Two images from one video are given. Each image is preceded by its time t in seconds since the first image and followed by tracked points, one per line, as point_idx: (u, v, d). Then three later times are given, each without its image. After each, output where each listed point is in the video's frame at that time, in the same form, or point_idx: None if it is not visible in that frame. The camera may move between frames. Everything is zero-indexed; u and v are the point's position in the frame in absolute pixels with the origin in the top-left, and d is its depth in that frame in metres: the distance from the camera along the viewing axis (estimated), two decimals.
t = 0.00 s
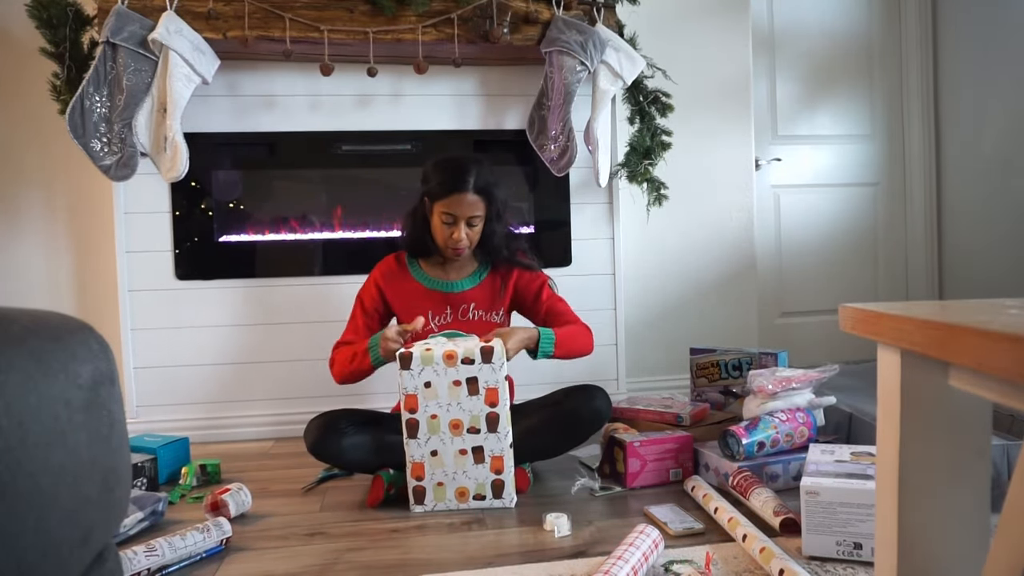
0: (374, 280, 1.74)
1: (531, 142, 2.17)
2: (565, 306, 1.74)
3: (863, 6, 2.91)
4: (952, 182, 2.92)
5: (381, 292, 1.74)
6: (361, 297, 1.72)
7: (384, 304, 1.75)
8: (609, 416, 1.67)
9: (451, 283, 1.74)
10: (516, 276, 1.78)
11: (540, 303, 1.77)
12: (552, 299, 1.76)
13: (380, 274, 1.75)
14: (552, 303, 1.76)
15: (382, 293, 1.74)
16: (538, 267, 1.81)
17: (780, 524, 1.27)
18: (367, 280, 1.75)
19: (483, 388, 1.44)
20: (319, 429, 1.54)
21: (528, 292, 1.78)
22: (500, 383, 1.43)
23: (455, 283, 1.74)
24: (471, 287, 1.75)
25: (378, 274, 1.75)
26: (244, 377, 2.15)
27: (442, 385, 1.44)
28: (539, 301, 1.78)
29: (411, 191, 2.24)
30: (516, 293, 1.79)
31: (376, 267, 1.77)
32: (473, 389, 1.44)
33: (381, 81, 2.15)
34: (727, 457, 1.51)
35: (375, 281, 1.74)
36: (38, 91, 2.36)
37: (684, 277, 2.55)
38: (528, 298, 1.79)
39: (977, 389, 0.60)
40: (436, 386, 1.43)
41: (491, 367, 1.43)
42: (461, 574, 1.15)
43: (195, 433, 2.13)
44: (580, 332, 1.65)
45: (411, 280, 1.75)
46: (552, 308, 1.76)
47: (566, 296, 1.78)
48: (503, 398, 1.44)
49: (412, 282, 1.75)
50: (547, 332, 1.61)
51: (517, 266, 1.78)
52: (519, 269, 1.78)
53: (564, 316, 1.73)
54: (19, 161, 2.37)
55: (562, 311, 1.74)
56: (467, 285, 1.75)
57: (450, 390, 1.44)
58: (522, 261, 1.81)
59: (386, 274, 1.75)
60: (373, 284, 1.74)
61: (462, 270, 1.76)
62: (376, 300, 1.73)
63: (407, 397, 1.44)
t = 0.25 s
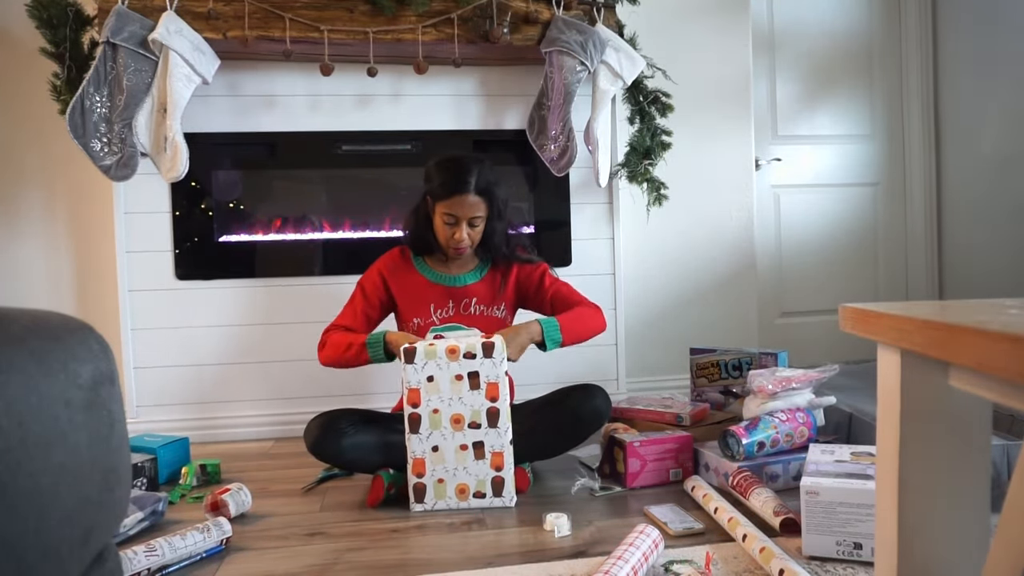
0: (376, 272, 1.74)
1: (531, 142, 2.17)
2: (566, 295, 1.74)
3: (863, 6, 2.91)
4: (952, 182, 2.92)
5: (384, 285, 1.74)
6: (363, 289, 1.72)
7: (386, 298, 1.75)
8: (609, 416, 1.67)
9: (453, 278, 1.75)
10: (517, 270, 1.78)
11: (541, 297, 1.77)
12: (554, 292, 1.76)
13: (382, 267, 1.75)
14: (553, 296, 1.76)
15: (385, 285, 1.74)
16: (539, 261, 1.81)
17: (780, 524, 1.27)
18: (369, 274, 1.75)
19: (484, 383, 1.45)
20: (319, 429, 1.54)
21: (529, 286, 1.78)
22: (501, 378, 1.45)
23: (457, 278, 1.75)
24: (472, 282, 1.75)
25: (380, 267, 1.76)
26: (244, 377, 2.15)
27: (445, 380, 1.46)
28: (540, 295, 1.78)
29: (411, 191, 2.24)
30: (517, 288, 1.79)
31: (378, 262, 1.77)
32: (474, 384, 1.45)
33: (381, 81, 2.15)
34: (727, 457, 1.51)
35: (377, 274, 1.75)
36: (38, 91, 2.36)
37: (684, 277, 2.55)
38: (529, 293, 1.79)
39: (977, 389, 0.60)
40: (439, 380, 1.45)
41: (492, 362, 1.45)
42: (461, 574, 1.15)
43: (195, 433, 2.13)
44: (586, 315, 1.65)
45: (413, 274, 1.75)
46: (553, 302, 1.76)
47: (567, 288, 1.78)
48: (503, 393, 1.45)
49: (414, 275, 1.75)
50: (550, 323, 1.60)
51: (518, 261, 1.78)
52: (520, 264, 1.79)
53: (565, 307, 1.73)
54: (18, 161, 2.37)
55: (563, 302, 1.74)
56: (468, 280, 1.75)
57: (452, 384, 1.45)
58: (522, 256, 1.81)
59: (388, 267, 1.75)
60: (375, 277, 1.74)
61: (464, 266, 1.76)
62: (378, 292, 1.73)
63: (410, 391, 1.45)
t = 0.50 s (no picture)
0: (377, 270, 1.74)
1: (531, 142, 2.17)
2: (568, 297, 1.74)
3: (863, 5, 2.91)
4: (952, 181, 2.92)
5: (385, 283, 1.74)
6: (365, 288, 1.72)
7: (387, 296, 1.75)
8: (608, 416, 1.67)
9: (454, 277, 1.75)
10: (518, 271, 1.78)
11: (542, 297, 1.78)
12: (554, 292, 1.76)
13: (383, 265, 1.75)
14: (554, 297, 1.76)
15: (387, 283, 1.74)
16: (540, 262, 1.81)
17: (780, 524, 1.27)
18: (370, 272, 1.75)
19: (484, 381, 1.46)
20: (319, 428, 1.54)
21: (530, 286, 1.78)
22: (501, 376, 1.45)
23: (458, 277, 1.75)
24: (474, 281, 1.76)
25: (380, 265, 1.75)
26: (244, 377, 2.15)
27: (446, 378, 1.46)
28: (540, 296, 1.78)
29: (411, 191, 2.24)
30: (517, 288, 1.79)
31: (379, 260, 1.77)
32: (474, 382, 1.45)
33: (381, 81, 2.15)
34: (727, 457, 1.51)
35: (378, 272, 1.74)
36: (37, 91, 2.36)
37: (684, 277, 2.55)
38: (529, 293, 1.80)
39: (978, 389, 0.60)
40: (440, 378, 1.45)
41: (493, 360, 1.45)
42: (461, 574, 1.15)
43: (195, 432, 2.13)
44: (588, 316, 1.64)
45: (414, 273, 1.75)
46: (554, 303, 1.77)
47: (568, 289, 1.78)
48: (504, 391, 1.45)
49: (415, 274, 1.75)
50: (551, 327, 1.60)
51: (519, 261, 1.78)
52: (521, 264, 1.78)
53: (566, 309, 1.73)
54: (19, 162, 2.37)
55: (563, 305, 1.75)
56: (469, 279, 1.75)
57: (453, 382, 1.45)
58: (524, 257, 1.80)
59: (389, 265, 1.75)
60: (376, 275, 1.74)
61: (465, 265, 1.77)
62: (379, 290, 1.73)
63: (411, 389, 1.45)
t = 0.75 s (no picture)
0: (376, 271, 1.74)
1: (531, 142, 2.17)
2: (566, 301, 1.74)
3: (862, 5, 2.91)
4: (952, 181, 2.92)
5: (384, 284, 1.74)
6: (364, 289, 1.72)
7: (387, 297, 1.75)
8: (609, 416, 1.66)
9: (453, 277, 1.75)
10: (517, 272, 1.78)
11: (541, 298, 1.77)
12: (554, 293, 1.76)
13: (383, 265, 1.75)
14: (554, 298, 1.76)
15: (386, 284, 1.74)
16: (540, 263, 1.81)
17: (780, 524, 1.27)
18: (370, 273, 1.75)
19: (484, 382, 1.46)
20: (319, 428, 1.54)
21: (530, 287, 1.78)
22: (501, 377, 1.45)
23: (458, 277, 1.75)
24: (473, 280, 1.75)
25: (380, 266, 1.75)
26: (244, 377, 2.15)
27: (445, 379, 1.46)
28: (540, 296, 1.78)
29: (411, 190, 2.24)
30: (517, 289, 1.79)
31: (379, 261, 1.77)
32: (473, 383, 1.45)
33: (381, 81, 2.15)
34: (727, 457, 1.51)
35: (377, 273, 1.74)
36: (37, 91, 2.36)
37: (684, 276, 2.55)
38: (529, 294, 1.79)
39: (978, 389, 0.60)
40: (439, 379, 1.45)
41: (492, 361, 1.45)
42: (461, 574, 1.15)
43: (195, 432, 2.13)
44: (583, 322, 1.65)
45: (414, 273, 1.75)
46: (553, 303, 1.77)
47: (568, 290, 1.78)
48: (503, 392, 1.45)
49: (415, 274, 1.75)
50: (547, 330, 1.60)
51: (519, 262, 1.78)
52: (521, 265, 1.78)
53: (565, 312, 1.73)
54: (19, 163, 2.36)
55: (563, 306, 1.74)
56: (469, 279, 1.75)
57: (453, 383, 1.45)
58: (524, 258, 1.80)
59: (388, 265, 1.75)
60: (375, 276, 1.74)
61: (464, 265, 1.76)
62: (379, 291, 1.73)
63: (410, 390, 1.45)
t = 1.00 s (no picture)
0: (376, 271, 1.74)
1: (531, 142, 2.18)
2: (565, 303, 1.74)
3: (863, 5, 2.91)
4: (952, 181, 2.92)
5: (385, 285, 1.74)
6: (364, 290, 1.72)
7: (387, 298, 1.75)
8: (609, 416, 1.66)
9: (453, 277, 1.75)
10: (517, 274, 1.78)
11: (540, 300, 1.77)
12: (553, 295, 1.76)
13: (383, 266, 1.75)
14: (553, 300, 1.76)
15: (386, 284, 1.74)
16: (540, 264, 1.81)
17: (780, 524, 1.27)
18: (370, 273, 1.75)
19: (485, 382, 1.46)
20: (319, 428, 1.54)
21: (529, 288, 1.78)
22: (502, 377, 1.45)
23: (458, 277, 1.75)
24: (474, 280, 1.75)
25: (380, 266, 1.75)
26: (244, 377, 2.15)
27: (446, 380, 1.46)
28: (540, 297, 1.78)
29: (411, 190, 2.24)
30: (517, 289, 1.79)
31: (379, 261, 1.77)
32: (474, 383, 1.45)
33: (381, 81, 2.15)
34: (727, 457, 1.51)
35: (377, 274, 1.74)
36: (37, 91, 2.36)
37: (684, 276, 2.55)
38: (529, 295, 1.79)
39: (978, 389, 0.60)
40: (440, 379, 1.45)
41: (493, 361, 1.45)
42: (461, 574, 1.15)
43: (195, 432, 2.13)
44: (582, 324, 1.65)
45: (414, 273, 1.75)
46: (552, 305, 1.77)
47: (567, 291, 1.78)
48: (504, 393, 1.45)
49: (415, 275, 1.75)
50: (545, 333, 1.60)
51: (519, 263, 1.78)
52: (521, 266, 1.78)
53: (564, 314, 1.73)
54: (19, 163, 2.36)
55: (562, 308, 1.75)
56: (469, 279, 1.75)
57: (453, 384, 1.45)
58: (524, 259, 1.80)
59: (388, 266, 1.75)
60: (375, 277, 1.74)
61: (465, 265, 1.76)
62: (380, 292, 1.73)
63: (411, 390, 1.45)
